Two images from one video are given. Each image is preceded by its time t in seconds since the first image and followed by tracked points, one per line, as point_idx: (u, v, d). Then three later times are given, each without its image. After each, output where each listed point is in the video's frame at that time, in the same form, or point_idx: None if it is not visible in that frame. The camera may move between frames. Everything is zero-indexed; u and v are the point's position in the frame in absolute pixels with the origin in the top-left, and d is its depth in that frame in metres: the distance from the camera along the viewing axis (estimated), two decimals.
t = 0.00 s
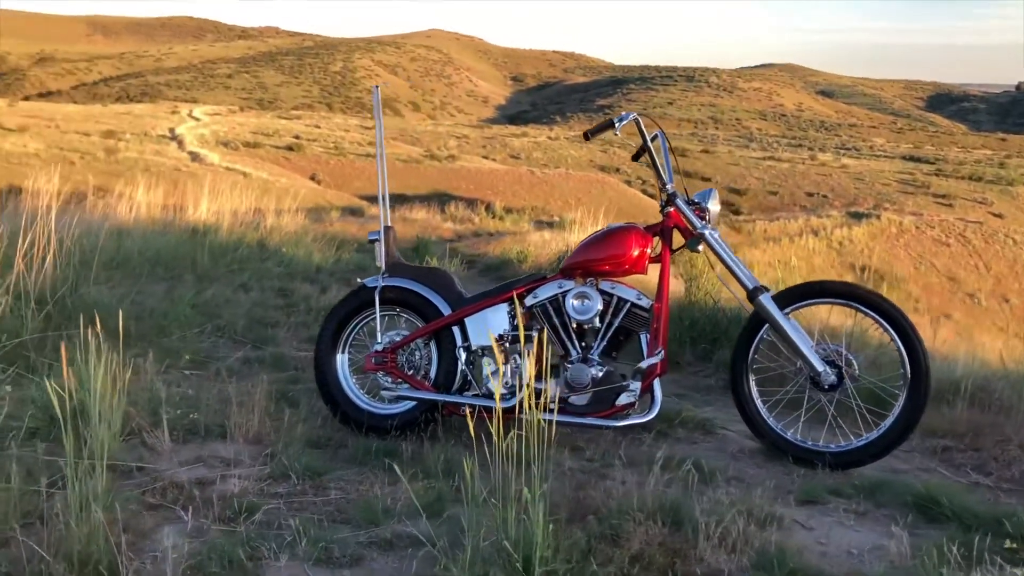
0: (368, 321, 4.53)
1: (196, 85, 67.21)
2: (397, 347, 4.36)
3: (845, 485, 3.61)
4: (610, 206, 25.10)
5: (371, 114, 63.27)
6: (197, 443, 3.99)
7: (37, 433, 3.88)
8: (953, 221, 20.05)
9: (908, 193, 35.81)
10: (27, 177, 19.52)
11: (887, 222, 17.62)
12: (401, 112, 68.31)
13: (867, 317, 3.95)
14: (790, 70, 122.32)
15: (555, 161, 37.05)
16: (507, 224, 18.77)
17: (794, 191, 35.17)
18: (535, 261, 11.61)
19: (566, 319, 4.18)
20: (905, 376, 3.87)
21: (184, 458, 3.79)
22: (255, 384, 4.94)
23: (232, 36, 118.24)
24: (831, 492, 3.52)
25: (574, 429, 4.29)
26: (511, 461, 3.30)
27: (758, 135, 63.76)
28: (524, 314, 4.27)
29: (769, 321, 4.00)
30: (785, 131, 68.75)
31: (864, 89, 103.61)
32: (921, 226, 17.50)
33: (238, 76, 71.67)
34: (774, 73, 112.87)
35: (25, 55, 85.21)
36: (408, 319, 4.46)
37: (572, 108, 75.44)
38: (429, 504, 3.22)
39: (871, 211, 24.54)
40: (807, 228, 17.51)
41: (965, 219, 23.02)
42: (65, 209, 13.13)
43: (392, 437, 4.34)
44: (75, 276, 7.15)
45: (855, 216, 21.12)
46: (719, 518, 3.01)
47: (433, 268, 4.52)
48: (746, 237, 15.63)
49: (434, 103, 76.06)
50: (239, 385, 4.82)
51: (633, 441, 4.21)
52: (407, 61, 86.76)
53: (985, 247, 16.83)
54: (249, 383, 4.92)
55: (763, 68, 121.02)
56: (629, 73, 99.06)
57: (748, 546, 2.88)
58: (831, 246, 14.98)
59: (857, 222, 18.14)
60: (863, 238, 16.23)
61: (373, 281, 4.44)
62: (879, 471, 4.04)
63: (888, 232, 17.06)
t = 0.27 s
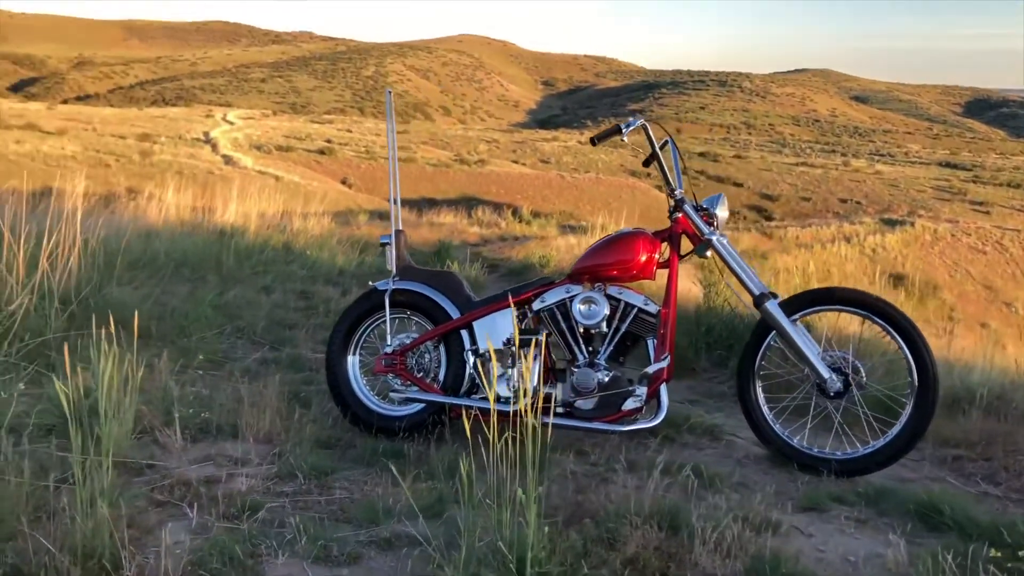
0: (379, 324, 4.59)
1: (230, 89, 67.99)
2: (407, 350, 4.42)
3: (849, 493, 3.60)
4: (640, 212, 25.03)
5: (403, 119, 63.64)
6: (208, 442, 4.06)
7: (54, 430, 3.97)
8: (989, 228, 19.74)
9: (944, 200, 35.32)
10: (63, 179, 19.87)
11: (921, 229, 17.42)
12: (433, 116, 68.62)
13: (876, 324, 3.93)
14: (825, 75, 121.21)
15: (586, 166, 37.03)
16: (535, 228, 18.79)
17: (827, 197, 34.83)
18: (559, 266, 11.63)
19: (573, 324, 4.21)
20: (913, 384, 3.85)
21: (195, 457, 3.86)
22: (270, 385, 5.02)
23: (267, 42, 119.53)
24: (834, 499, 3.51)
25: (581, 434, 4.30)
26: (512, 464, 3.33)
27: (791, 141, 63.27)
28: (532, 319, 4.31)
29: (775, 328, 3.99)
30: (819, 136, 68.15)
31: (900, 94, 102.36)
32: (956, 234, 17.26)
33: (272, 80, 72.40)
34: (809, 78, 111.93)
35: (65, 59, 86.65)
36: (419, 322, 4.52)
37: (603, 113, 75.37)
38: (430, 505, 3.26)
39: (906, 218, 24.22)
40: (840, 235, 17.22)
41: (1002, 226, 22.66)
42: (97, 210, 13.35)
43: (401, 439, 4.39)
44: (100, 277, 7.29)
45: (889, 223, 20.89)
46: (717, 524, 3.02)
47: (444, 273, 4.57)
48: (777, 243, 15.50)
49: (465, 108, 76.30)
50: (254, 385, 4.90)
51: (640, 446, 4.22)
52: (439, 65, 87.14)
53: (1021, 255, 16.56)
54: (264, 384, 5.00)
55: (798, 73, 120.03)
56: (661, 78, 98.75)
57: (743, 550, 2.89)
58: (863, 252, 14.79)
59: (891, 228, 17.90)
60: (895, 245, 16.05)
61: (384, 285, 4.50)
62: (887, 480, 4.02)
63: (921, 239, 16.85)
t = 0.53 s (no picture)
0: (382, 327, 4.63)
1: (256, 90, 68.55)
2: (408, 353, 4.45)
3: (845, 498, 3.59)
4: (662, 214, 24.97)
5: (427, 121, 63.90)
6: (212, 442, 4.13)
7: (61, 429, 4.04)
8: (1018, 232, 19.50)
9: (972, 203, 34.95)
10: (90, 180, 20.13)
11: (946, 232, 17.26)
12: (456, 117, 68.81)
13: (875, 330, 3.92)
14: (852, 77, 120.28)
15: (608, 167, 36.98)
16: (556, 231, 18.81)
17: (853, 200, 34.55)
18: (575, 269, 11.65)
19: (573, 328, 4.23)
20: (912, 391, 3.84)
21: (198, 457, 3.91)
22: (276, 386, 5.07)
23: (293, 44, 120.44)
24: (829, 505, 3.52)
25: (581, 438, 4.32)
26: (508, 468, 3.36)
27: (817, 143, 62.88)
28: (533, 323, 4.34)
29: (774, 334, 4.00)
30: (845, 138, 67.66)
31: (929, 96, 101.38)
32: (982, 238, 17.09)
33: (298, 82, 72.93)
34: (836, 80, 111.11)
35: (95, 61, 87.72)
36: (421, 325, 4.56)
37: (627, 114, 75.28)
38: (424, 508, 3.30)
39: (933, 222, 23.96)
40: (866, 238, 16.78)
41: None
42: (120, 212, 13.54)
43: (402, 441, 4.43)
44: (116, 278, 7.39)
45: (914, 226, 20.71)
46: (706, 529, 3.03)
47: (446, 277, 4.61)
48: (800, 246, 15.38)
49: (489, 109, 76.40)
50: (260, 387, 4.96)
51: (640, 450, 4.23)
52: (463, 67, 87.32)
53: None
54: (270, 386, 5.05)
55: (825, 74, 119.21)
56: (686, 79, 98.47)
57: (730, 556, 2.89)
58: (887, 255, 14.64)
59: (917, 231, 17.69)
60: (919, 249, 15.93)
61: (387, 288, 4.55)
62: (886, 486, 4.01)
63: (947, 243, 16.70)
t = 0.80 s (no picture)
0: (373, 328, 4.65)
1: (262, 88, 68.63)
2: (399, 353, 4.48)
3: (830, 499, 3.61)
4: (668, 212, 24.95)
5: (432, 118, 63.92)
6: (204, 442, 4.16)
7: (53, 429, 4.07)
8: None
9: (979, 200, 34.84)
10: (95, 178, 20.19)
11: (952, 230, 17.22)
12: (462, 114, 68.80)
13: (861, 332, 3.94)
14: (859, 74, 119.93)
15: (614, 164, 36.94)
16: (559, 228, 18.81)
17: (860, 197, 34.46)
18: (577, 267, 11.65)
19: (562, 329, 4.25)
20: (899, 392, 3.85)
21: (189, 456, 3.95)
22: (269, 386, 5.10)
23: (299, 41, 120.57)
24: (813, 506, 3.53)
25: (571, 438, 4.34)
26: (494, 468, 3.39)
27: (824, 140, 62.74)
28: (522, 323, 4.36)
29: (761, 335, 4.01)
30: (852, 136, 67.49)
31: (936, 93, 101.02)
32: (987, 235, 17.03)
33: (304, 79, 72.97)
34: (843, 77, 110.80)
35: (102, 58, 87.88)
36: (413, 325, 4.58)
37: (633, 111, 75.19)
38: (410, 508, 3.32)
39: (939, 219, 23.91)
40: (871, 235, 16.67)
41: None
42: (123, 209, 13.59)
43: (393, 441, 4.45)
44: (114, 277, 7.42)
45: (920, 224, 20.67)
46: (687, 530, 3.05)
47: (437, 278, 4.63)
48: (804, 243, 15.35)
49: (494, 107, 76.37)
50: (253, 387, 4.98)
51: (628, 450, 4.25)
52: (469, 64, 87.27)
53: None
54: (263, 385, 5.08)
55: (832, 71, 118.85)
56: (692, 76, 98.29)
57: (710, 556, 2.91)
58: (892, 253, 14.62)
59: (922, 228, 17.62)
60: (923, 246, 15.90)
61: (379, 289, 4.57)
62: (873, 488, 4.02)
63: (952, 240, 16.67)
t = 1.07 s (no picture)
0: (357, 324, 4.66)
1: (259, 81, 68.53)
2: (383, 349, 4.48)
3: (810, 496, 3.62)
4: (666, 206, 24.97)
5: (430, 111, 63.90)
6: (187, 439, 4.16)
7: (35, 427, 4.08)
8: (1022, 223, 19.43)
9: (977, 194, 34.86)
10: (93, 172, 20.18)
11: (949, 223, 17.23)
12: (461, 108, 68.77)
13: (843, 329, 3.94)
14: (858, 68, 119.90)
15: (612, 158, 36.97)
16: (556, 222, 18.82)
17: (858, 191, 34.49)
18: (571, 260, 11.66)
19: (546, 326, 4.26)
20: (881, 390, 3.86)
21: (171, 453, 3.96)
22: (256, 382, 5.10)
23: (297, 34, 120.44)
24: (792, 503, 3.53)
25: (554, 435, 4.34)
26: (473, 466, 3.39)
27: (822, 134, 62.77)
28: (506, 320, 4.37)
29: (743, 333, 4.02)
30: (850, 129, 67.54)
31: (935, 87, 101.07)
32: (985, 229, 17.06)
33: (302, 72, 72.85)
34: (841, 71, 110.88)
35: (99, 51, 87.70)
36: (398, 321, 4.59)
37: (631, 105, 75.16)
38: (389, 505, 3.33)
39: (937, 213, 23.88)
40: (869, 229, 16.64)
41: None
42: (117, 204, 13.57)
43: (377, 437, 4.45)
44: (104, 271, 7.42)
45: (918, 218, 20.71)
46: (664, 527, 3.06)
47: (422, 274, 4.64)
48: (802, 236, 15.36)
49: (493, 100, 76.27)
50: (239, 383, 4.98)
51: (612, 446, 4.25)
52: (468, 57, 87.13)
53: None
54: (250, 381, 5.09)
55: (830, 64, 118.82)
56: (690, 70, 98.21)
57: (686, 554, 2.93)
58: (889, 247, 14.63)
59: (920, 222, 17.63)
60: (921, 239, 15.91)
61: (363, 286, 4.58)
62: (854, 483, 4.03)
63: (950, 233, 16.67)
